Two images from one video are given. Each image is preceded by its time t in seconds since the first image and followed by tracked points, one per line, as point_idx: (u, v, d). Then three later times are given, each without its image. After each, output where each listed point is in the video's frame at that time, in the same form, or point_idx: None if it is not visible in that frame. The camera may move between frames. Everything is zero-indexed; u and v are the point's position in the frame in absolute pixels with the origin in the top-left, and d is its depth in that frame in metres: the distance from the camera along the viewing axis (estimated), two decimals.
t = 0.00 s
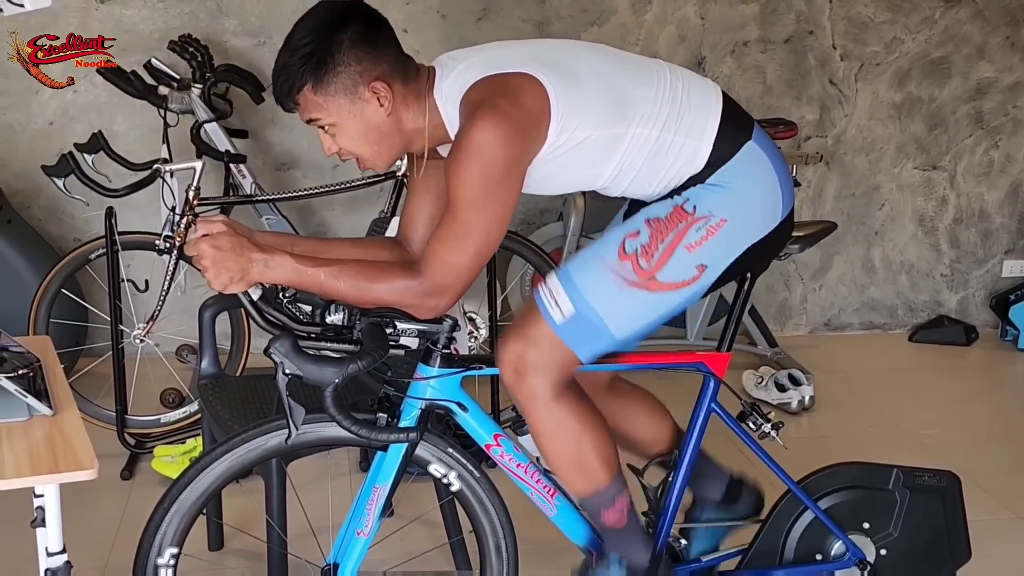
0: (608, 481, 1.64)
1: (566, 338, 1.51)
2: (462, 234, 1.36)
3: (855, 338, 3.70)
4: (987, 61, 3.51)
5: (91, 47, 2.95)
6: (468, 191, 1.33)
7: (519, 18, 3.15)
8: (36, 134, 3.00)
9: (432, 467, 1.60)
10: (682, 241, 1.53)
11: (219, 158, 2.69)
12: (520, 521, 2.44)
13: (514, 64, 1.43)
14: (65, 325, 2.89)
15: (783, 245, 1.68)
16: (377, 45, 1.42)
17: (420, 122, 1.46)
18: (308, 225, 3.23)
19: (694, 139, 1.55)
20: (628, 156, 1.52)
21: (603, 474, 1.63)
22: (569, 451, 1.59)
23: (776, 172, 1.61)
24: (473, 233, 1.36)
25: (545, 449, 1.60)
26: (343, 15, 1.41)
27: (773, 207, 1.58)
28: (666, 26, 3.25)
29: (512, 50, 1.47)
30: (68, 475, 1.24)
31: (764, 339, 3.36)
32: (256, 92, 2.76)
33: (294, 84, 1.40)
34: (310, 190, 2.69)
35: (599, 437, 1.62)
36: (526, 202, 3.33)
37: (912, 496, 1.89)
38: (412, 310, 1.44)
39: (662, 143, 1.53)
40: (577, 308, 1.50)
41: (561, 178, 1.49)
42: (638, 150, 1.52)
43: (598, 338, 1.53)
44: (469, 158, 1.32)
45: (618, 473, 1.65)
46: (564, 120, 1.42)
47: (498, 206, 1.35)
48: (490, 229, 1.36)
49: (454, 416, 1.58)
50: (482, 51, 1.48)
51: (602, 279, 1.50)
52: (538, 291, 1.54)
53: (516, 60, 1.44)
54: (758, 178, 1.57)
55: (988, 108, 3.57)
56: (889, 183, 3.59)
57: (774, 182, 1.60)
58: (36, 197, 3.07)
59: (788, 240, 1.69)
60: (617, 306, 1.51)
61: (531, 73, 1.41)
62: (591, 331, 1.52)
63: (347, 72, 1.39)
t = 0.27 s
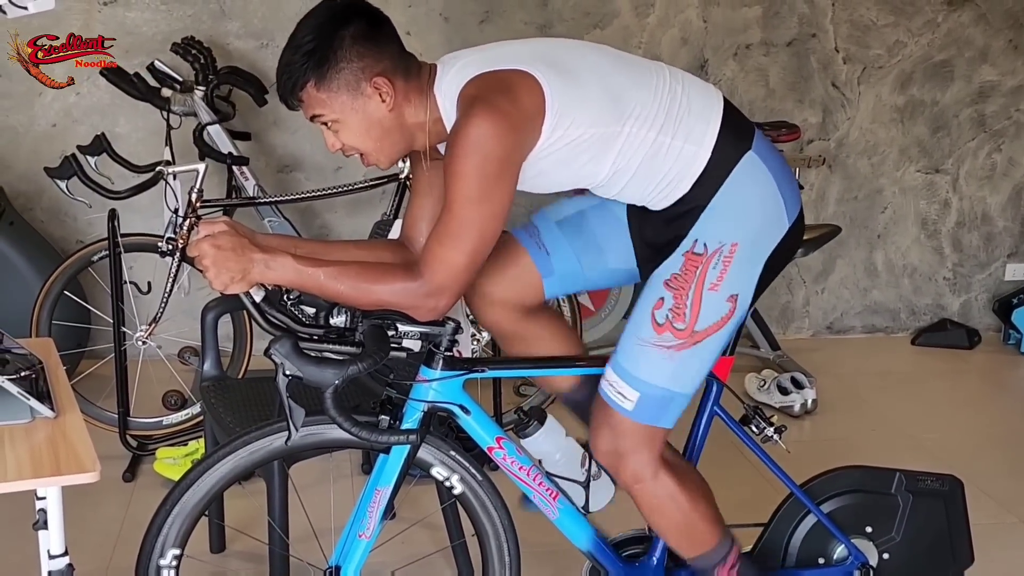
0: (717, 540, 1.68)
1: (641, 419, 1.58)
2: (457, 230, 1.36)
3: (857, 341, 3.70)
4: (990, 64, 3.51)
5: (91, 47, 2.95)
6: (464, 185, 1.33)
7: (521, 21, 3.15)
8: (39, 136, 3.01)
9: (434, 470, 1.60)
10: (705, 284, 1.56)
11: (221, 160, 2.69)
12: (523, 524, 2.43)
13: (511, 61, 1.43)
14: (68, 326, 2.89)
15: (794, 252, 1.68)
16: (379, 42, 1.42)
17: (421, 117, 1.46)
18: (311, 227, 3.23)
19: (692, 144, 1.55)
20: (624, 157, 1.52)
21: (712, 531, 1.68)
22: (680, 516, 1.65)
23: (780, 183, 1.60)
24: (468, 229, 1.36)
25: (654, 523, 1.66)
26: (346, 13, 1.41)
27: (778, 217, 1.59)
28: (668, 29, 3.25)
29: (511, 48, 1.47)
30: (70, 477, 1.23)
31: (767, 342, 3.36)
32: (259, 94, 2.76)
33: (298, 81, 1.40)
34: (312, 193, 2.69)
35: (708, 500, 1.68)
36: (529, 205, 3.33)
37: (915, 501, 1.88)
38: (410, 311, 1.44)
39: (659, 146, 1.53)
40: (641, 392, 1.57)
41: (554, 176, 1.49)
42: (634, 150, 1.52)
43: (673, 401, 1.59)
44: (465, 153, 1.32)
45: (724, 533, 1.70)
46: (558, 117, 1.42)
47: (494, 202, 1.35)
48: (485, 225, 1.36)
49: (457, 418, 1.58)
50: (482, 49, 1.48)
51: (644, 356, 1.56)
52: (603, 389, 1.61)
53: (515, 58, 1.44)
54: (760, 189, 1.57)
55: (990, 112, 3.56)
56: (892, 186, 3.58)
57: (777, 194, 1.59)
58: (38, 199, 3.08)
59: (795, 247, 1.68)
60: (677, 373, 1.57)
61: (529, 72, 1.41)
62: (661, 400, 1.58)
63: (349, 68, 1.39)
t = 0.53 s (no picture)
0: (627, 405, 1.55)
1: (553, 308, 1.47)
2: (454, 238, 1.36)
3: (859, 345, 3.70)
4: (992, 68, 3.51)
5: (91, 47, 2.96)
6: (459, 192, 1.33)
7: (523, 24, 3.15)
8: (41, 138, 3.01)
9: (435, 472, 1.60)
10: (688, 237, 1.51)
11: (223, 163, 2.70)
12: (524, 527, 2.43)
13: (511, 69, 1.43)
14: (69, 328, 2.89)
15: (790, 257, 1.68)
16: (379, 41, 1.42)
17: (418, 118, 1.46)
18: (312, 230, 3.23)
19: (692, 153, 1.55)
20: (622, 167, 1.52)
21: (620, 402, 1.54)
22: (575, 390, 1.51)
23: (782, 186, 1.61)
24: (465, 237, 1.36)
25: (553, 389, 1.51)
26: (346, 11, 1.42)
27: (778, 220, 1.58)
28: (670, 32, 3.26)
29: (511, 56, 1.47)
30: (71, 480, 1.24)
31: (768, 345, 3.36)
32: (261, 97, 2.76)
33: (296, 77, 1.41)
34: (314, 196, 2.70)
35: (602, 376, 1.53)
36: (531, 208, 3.34)
37: (916, 504, 1.88)
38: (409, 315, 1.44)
39: (658, 157, 1.53)
40: (571, 279, 1.47)
41: (551, 186, 1.50)
42: (633, 161, 1.52)
43: (587, 314, 1.49)
44: (459, 160, 1.32)
45: (636, 392, 1.56)
46: (556, 128, 1.42)
47: (489, 210, 1.35)
48: (482, 233, 1.36)
49: (458, 421, 1.58)
50: (481, 56, 1.48)
51: (602, 256, 1.48)
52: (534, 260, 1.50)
53: (514, 66, 1.44)
54: (766, 190, 1.57)
55: (992, 115, 3.56)
56: (893, 190, 3.58)
57: (779, 196, 1.59)
58: (40, 201, 3.08)
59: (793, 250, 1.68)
60: (614, 287, 1.48)
61: (528, 81, 1.42)
62: (580, 306, 1.48)
63: (348, 66, 1.40)
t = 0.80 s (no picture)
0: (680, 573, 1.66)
1: (642, 423, 1.56)
2: (460, 240, 1.36)
3: (859, 348, 3.70)
4: (992, 72, 3.51)
5: (90, 47, 2.95)
6: (467, 195, 1.34)
7: (524, 27, 3.15)
8: (42, 140, 3.01)
9: (436, 477, 1.60)
10: (705, 291, 1.55)
11: (223, 165, 2.69)
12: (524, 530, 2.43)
13: (516, 71, 1.43)
14: (70, 330, 2.89)
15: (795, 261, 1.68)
16: (384, 46, 1.42)
17: (423, 123, 1.46)
18: (313, 232, 3.23)
19: (696, 154, 1.56)
20: (627, 167, 1.52)
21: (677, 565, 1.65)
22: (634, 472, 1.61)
23: (784, 192, 1.61)
24: (471, 239, 1.36)
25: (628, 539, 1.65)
26: (351, 15, 1.42)
27: (781, 229, 1.59)
28: (670, 35, 3.26)
29: (517, 58, 1.47)
30: (73, 482, 1.24)
31: (768, 348, 3.36)
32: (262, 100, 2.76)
33: (302, 82, 1.40)
34: (314, 198, 2.69)
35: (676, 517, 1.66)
36: (531, 210, 3.34)
37: (916, 508, 1.88)
38: (413, 318, 1.44)
39: (662, 158, 1.53)
40: (637, 395, 1.55)
41: (557, 187, 1.49)
42: (638, 162, 1.52)
43: (671, 408, 1.57)
44: (468, 162, 1.32)
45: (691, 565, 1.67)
46: (563, 128, 1.42)
47: (496, 212, 1.35)
48: (488, 236, 1.36)
49: (459, 425, 1.58)
50: (486, 59, 1.48)
51: (644, 361, 1.54)
52: (601, 392, 1.59)
53: (521, 68, 1.44)
54: (766, 198, 1.57)
55: (992, 119, 3.57)
56: (894, 193, 3.59)
57: (782, 202, 1.59)
58: (41, 203, 3.08)
59: (798, 255, 1.68)
60: (669, 375, 1.55)
61: (535, 82, 1.42)
62: (660, 407, 1.56)
63: (354, 71, 1.40)
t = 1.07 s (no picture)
0: (693, 477, 1.64)
1: (595, 397, 1.54)
2: (457, 239, 1.36)
3: (858, 351, 3.70)
4: (992, 75, 3.52)
5: (91, 47, 2.95)
6: (463, 193, 1.34)
7: (524, 29, 3.16)
8: (42, 142, 3.01)
9: (436, 479, 1.60)
10: (693, 282, 1.54)
11: (224, 167, 2.70)
12: (524, 532, 2.43)
13: (512, 72, 1.43)
14: (70, 332, 2.89)
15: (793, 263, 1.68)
16: (379, 52, 1.42)
17: (422, 126, 1.46)
18: (313, 235, 3.23)
19: (693, 157, 1.55)
20: (624, 168, 1.52)
21: (683, 475, 1.64)
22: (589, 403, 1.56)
23: (781, 196, 1.61)
24: (468, 238, 1.36)
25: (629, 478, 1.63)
26: (347, 22, 1.43)
27: (778, 231, 1.59)
28: (671, 38, 3.26)
29: (515, 59, 1.47)
30: (74, 484, 1.24)
31: (768, 351, 3.36)
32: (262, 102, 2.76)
33: (299, 91, 1.41)
34: (315, 200, 2.70)
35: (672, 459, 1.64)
36: (531, 213, 3.34)
37: (916, 511, 1.88)
38: (412, 319, 1.44)
39: (659, 159, 1.53)
40: (600, 367, 1.53)
41: (554, 188, 1.49)
42: (635, 163, 1.52)
43: (629, 388, 1.55)
44: (464, 161, 1.33)
45: (700, 461, 1.65)
46: (558, 128, 1.42)
47: (493, 210, 1.35)
48: (485, 234, 1.36)
49: (459, 427, 1.58)
50: (483, 60, 1.48)
51: (620, 338, 1.52)
52: (561, 357, 1.57)
53: (517, 69, 1.44)
54: (763, 203, 1.58)
55: (992, 122, 3.57)
56: (893, 196, 3.59)
57: (777, 204, 1.60)
58: (41, 204, 3.08)
59: (795, 258, 1.68)
60: (641, 357, 1.53)
61: (530, 83, 1.42)
62: (620, 385, 1.54)
63: (349, 78, 1.40)
